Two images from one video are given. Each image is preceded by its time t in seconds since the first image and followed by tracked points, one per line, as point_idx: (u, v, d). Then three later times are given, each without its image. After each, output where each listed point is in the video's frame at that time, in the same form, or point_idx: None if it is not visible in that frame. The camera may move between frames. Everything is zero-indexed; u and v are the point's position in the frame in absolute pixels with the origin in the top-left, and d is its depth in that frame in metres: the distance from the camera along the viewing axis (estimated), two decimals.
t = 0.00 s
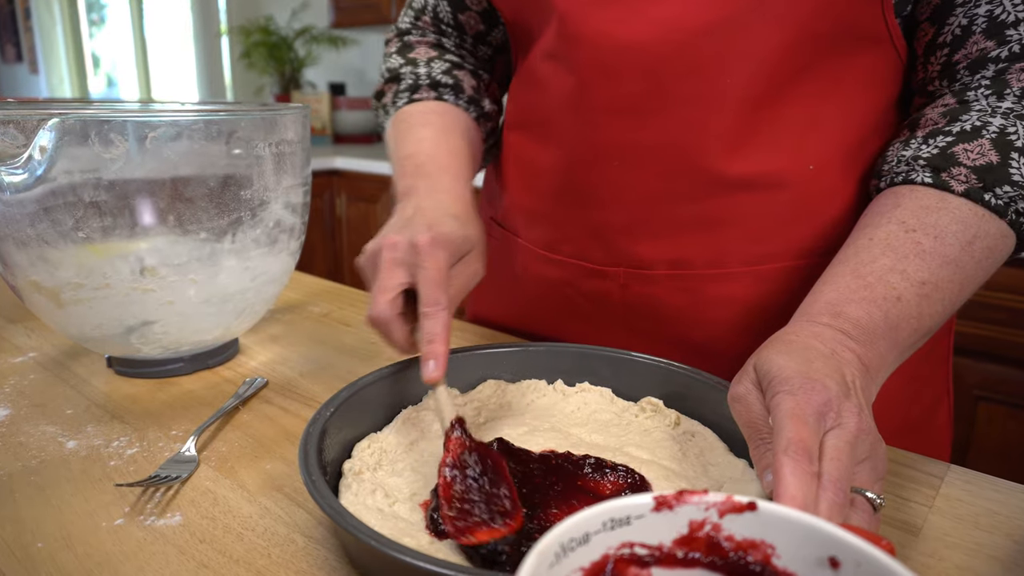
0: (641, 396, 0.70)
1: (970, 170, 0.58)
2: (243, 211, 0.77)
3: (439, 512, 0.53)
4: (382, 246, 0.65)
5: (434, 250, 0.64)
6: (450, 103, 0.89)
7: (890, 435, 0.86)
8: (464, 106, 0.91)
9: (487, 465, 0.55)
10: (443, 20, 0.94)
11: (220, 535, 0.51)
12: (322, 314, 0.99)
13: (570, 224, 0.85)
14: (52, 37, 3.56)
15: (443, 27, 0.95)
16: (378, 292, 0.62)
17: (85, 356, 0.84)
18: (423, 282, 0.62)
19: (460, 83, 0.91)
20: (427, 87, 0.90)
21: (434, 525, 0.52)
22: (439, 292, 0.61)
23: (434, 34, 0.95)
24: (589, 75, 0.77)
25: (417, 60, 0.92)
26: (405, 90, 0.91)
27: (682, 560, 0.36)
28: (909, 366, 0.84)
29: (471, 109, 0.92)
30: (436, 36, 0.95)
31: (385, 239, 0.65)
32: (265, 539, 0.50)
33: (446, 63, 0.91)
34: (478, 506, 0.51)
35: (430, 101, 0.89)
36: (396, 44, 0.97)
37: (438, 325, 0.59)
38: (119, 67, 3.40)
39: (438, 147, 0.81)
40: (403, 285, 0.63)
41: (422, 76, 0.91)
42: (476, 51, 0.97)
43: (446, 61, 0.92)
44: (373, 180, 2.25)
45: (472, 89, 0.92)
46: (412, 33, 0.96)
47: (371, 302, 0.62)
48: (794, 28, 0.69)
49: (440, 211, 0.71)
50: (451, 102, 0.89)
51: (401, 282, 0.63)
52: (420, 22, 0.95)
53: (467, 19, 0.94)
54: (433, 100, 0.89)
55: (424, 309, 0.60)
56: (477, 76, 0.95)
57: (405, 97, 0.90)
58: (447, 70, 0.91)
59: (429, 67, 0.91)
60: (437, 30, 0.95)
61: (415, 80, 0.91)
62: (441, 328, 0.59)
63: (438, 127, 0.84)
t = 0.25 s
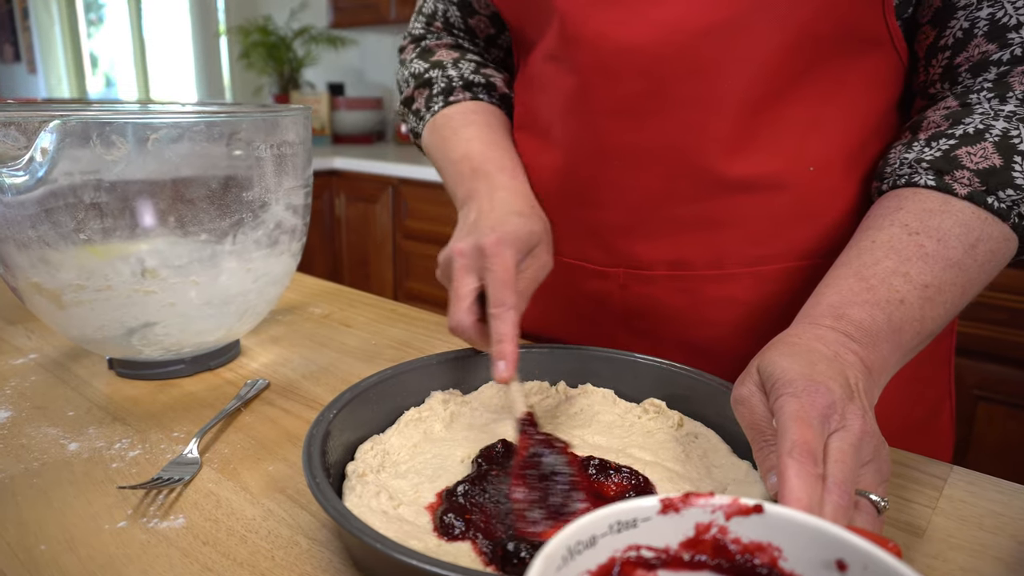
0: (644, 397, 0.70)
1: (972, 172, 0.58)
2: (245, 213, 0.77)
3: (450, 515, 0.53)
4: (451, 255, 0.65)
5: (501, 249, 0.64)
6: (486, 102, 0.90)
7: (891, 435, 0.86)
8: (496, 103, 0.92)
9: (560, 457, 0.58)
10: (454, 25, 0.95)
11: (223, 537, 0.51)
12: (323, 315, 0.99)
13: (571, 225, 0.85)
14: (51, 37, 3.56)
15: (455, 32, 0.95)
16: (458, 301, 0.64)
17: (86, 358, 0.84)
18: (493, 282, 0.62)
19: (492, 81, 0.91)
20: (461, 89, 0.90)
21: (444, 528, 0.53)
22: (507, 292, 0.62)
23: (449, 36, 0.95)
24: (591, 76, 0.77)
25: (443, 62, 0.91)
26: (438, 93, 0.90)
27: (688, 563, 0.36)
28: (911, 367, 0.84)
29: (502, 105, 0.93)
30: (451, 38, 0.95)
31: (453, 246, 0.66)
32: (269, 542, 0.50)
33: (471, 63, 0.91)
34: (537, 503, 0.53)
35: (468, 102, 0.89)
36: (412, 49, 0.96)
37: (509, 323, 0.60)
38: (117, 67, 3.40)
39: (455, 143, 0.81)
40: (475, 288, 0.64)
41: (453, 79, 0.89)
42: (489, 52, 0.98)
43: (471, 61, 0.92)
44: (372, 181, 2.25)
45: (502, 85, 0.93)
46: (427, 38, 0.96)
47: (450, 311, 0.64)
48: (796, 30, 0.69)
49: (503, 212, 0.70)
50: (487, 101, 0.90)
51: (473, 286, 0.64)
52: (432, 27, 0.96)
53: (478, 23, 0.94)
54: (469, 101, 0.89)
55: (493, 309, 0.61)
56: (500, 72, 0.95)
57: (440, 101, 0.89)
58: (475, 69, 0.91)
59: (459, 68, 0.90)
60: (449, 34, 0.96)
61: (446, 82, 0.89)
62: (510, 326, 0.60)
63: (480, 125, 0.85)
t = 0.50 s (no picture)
0: (647, 396, 0.70)
1: (976, 171, 0.58)
2: (245, 211, 0.77)
3: (453, 515, 0.53)
4: (471, 252, 0.66)
5: (527, 247, 0.66)
6: (480, 100, 0.89)
7: (893, 434, 0.86)
8: (490, 101, 0.91)
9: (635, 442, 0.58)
10: (450, 21, 0.94)
11: (225, 537, 0.51)
12: (324, 314, 0.99)
13: (573, 224, 0.85)
14: (49, 37, 3.55)
15: (451, 28, 0.94)
16: (479, 297, 0.65)
17: (85, 357, 0.84)
18: (523, 278, 0.64)
19: (488, 79, 0.91)
20: (456, 86, 0.89)
21: (447, 527, 0.53)
22: (539, 286, 0.64)
23: (444, 31, 0.94)
24: (593, 74, 0.77)
25: (439, 58, 0.90)
26: (433, 89, 0.89)
27: (694, 562, 0.36)
28: (914, 366, 0.83)
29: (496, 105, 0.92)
30: (447, 34, 0.94)
31: (472, 244, 0.66)
32: (271, 541, 0.50)
33: (467, 61, 0.91)
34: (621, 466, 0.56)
35: (462, 99, 0.88)
36: (405, 44, 0.95)
37: (548, 317, 0.63)
38: (116, 66, 3.39)
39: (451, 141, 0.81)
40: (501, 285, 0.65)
41: (450, 75, 0.89)
42: (484, 51, 0.98)
43: (466, 58, 0.91)
44: (372, 180, 2.25)
45: (496, 84, 0.93)
46: (422, 32, 0.94)
47: (475, 308, 0.64)
48: (800, 28, 0.69)
49: (511, 208, 0.70)
50: (483, 99, 0.90)
51: (497, 281, 0.65)
52: (427, 20, 0.94)
53: (476, 21, 0.95)
54: (464, 98, 0.88)
55: (530, 304, 0.64)
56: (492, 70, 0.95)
57: (434, 97, 0.88)
58: (471, 67, 0.90)
59: (454, 66, 0.89)
60: (445, 30, 0.95)
61: (442, 78, 0.88)
62: (549, 319, 0.63)
63: (475, 123, 0.84)
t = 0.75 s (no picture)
0: (648, 396, 0.70)
1: (995, 171, 0.58)
2: (245, 211, 0.76)
3: (454, 516, 0.53)
4: (385, 217, 0.68)
5: (439, 218, 0.67)
6: (442, 94, 0.88)
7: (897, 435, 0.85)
8: (456, 97, 0.90)
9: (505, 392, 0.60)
10: (433, 19, 0.94)
11: (225, 539, 0.50)
12: (324, 314, 0.98)
13: (574, 224, 0.85)
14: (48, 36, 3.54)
15: (434, 25, 0.94)
16: (386, 258, 0.65)
17: (84, 357, 0.83)
18: (432, 246, 0.65)
19: (454, 74, 0.90)
20: (421, 77, 0.89)
21: (448, 529, 0.52)
22: (448, 255, 0.64)
23: (426, 27, 0.94)
24: (596, 73, 0.76)
25: (413, 50, 0.91)
26: (400, 78, 0.90)
27: (699, 565, 0.36)
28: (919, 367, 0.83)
29: (462, 101, 0.91)
30: (429, 30, 0.94)
31: (388, 211, 0.68)
32: (271, 543, 0.50)
33: (439, 54, 0.91)
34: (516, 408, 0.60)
35: (425, 91, 0.88)
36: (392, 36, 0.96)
37: (451, 284, 0.63)
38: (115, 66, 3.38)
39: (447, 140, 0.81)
40: (411, 252, 0.66)
41: (416, 66, 0.89)
42: (467, 49, 0.96)
43: (440, 53, 0.91)
44: (371, 180, 2.24)
45: (464, 80, 0.91)
46: (406, 27, 0.95)
47: (380, 266, 0.65)
48: (803, 27, 0.69)
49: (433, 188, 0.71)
50: (445, 92, 0.89)
51: (408, 249, 0.66)
52: (414, 17, 0.95)
53: (456, 19, 0.93)
54: (426, 90, 0.88)
55: (434, 270, 0.63)
56: (467, 69, 0.93)
57: (400, 86, 0.89)
58: (440, 60, 0.90)
59: (424, 57, 0.90)
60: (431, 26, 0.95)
61: (409, 69, 0.89)
62: (453, 285, 0.62)
63: (432, 114, 0.84)
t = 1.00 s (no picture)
0: (645, 395, 0.69)
1: None
2: (241, 208, 0.76)
3: (449, 515, 0.53)
4: (402, 240, 0.65)
5: (452, 238, 0.64)
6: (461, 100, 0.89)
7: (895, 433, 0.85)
8: (473, 103, 0.90)
9: (510, 435, 0.55)
10: (445, 25, 0.93)
11: (219, 538, 0.50)
12: (320, 313, 0.98)
13: (563, 220, 0.84)
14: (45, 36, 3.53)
15: (447, 32, 0.94)
16: (405, 283, 0.63)
17: (79, 356, 0.83)
18: (445, 270, 0.61)
19: (470, 81, 0.90)
20: (437, 86, 0.89)
21: (444, 528, 0.52)
22: (459, 278, 0.61)
23: (438, 34, 0.94)
24: (583, 72, 0.76)
25: (426, 59, 0.90)
26: (416, 90, 0.89)
27: (696, 562, 0.36)
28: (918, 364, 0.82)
29: (479, 106, 0.91)
30: (442, 37, 0.94)
31: (404, 232, 0.66)
32: (266, 542, 0.49)
33: (453, 62, 0.90)
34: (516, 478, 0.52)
35: (442, 99, 0.88)
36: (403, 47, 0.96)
37: (461, 309, 0.60)
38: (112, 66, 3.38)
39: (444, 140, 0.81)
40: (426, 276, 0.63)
41: (431, 76, 0.89)
42: (480, 53, 0.96)
43: (454, 60, 0.91)
44: (369, 179, 2.24)
45: (480, 85, 0.91)
46: (418, 35, 0.95)
47: (397, 295, 0.62)
48: (790, 25, 0.68)
49: (457, 202, 0.70)
50: (462, 100, 0.89)
51: (423, 272, 0.63)
52: (424, 24, 0.94)
53: (470, 23, 0.93)
54: (442, 98, 0.88)
55: (446, 295, 0.61)
56: (482, 72, 0.94)
57: (416, 97, 0.89)
58: (455, 68, 0.90)
59: (438, 66, 0.89)
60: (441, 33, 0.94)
61: (424, 79, 0.89)
62: (462, 311, 0.59)
63: (446, 122, 0.84)
